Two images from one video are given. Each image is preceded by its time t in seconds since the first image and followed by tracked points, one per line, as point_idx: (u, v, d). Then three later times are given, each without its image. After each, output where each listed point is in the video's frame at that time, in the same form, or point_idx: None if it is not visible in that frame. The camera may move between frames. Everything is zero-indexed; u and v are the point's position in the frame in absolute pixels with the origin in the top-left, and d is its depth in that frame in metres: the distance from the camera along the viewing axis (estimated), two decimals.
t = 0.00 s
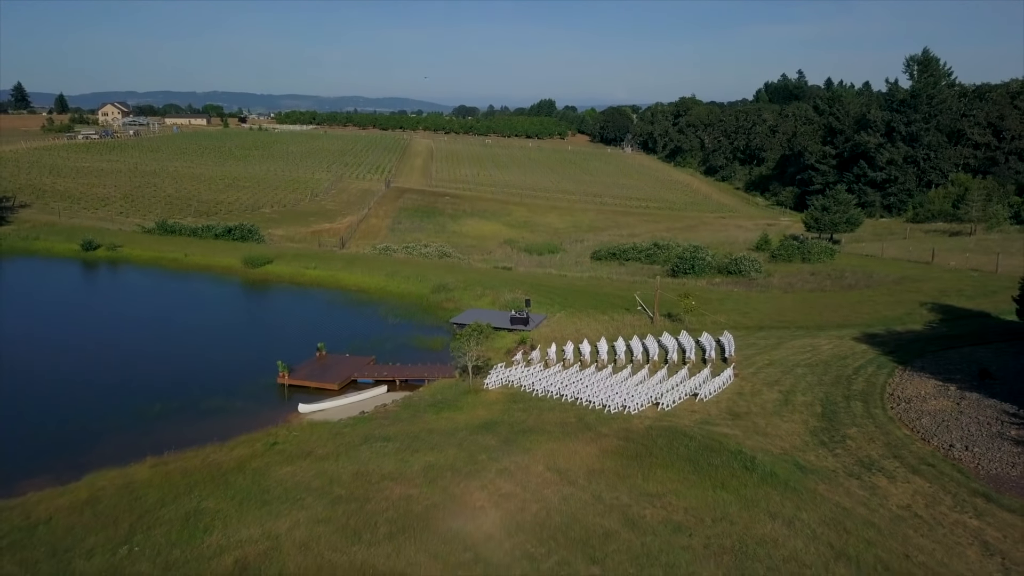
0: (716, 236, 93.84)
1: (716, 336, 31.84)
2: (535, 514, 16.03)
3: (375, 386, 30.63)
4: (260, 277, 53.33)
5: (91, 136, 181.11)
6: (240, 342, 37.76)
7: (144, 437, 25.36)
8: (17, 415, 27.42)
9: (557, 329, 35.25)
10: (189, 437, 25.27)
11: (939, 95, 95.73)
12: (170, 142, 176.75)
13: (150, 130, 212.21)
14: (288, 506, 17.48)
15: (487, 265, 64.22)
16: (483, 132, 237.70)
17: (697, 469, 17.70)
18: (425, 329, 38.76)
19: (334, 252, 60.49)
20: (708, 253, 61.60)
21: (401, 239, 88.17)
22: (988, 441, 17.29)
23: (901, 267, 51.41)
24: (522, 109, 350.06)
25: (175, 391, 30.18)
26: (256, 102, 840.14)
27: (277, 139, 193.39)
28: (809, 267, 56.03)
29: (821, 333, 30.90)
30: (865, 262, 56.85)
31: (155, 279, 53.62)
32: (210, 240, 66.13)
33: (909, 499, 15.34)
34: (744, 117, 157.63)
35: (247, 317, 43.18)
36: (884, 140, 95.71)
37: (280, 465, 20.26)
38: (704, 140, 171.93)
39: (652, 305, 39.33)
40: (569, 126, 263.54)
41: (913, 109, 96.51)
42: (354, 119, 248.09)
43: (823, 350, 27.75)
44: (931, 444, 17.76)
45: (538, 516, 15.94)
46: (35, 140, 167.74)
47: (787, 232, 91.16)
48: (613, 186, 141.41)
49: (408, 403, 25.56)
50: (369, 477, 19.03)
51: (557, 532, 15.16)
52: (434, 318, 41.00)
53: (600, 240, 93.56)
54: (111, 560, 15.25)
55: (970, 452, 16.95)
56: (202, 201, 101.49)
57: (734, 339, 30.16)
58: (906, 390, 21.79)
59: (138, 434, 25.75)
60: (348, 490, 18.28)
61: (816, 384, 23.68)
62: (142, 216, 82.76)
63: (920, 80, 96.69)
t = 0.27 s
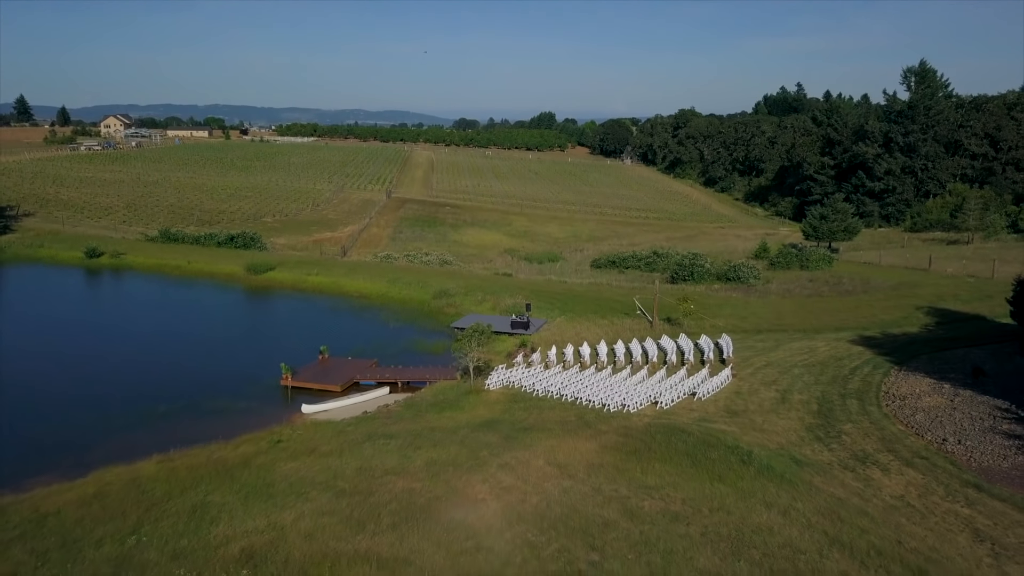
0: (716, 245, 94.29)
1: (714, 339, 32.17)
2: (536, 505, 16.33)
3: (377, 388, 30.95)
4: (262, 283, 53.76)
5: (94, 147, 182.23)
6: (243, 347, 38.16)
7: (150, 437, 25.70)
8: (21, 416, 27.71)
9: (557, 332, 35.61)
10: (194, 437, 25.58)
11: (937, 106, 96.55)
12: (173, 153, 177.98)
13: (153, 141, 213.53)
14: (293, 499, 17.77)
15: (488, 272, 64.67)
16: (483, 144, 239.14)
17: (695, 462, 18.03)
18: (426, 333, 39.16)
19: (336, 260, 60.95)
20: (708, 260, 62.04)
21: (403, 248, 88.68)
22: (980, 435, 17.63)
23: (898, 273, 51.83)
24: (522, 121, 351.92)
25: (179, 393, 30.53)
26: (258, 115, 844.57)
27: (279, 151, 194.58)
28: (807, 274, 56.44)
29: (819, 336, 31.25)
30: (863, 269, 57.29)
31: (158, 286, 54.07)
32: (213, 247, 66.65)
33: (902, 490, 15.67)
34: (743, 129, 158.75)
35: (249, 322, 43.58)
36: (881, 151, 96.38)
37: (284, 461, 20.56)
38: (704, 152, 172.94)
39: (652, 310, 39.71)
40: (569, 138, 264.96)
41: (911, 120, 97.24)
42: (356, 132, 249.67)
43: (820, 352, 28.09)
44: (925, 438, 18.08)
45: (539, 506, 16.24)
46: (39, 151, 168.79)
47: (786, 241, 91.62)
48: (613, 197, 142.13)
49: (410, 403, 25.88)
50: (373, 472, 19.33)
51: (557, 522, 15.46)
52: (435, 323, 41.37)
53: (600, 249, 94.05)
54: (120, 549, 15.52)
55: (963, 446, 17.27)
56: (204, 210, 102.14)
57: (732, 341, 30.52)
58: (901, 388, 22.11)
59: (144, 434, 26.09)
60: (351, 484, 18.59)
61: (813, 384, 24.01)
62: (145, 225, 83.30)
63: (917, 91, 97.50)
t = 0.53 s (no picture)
0: (715, 254, 94.75)
1: (712, 341, 32.53)
2: (536, 496, 16.66)
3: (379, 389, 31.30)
4: (264, 290, 54.19)
5: (96, 158, 183.19)
6: (246, 352, 38.56)
7: (156, 439, 26.06)
8: (24, 420, 28.06)
9: (557, 336, 35.97)
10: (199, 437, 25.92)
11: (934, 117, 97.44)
12: (175, 163, 178.92)
13: (155, 152, 214.67)
14: (297, 493, 18.07)
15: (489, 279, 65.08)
16: (483, 155, 240.37)
17: (693, 456, 18.36)
18: (427, 337, 39.58)
19: (337, 267, 61.41)
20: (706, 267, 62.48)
21: (403, 256, 89.16)
22: (972, 429, 17.96)
23: (895, 279, 52.25)
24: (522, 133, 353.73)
25: (184, 397, 30.94)
26: (259, 126, 847.30)
27: (280, 162, 195.65)
28: (805, 280, 56.88)
29: (816, 338, 31.61)
30: (860, 275, 57.71)
31: (160, 292, 54.48)
32: (215, 255, 67.13)
33: (895, 481, 16.00)
34: (742, 140, 159.74)
35: (251, 327, 44.01)
36: (880, 161, 97.08)
37: (288, 457, 20.88)
38: (703, 162, 173.88)
39: (651, 314, 40.08)
40: (568, 150, 266.30)
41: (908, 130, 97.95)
42: (356, 143, 250.93)
43: (817, 353, 28.44)
44: (918, 432, 18.43)
45: (539, 498, 16.55)
46: (42, 162, 169.63)
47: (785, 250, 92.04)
48: (613, 207, 142.82)
49: (411, 403, 26.22)
50: (375, 467, 19.65)
51: (556, 512, 15.78)
52: (436, 328, 41.75)
53: (600, 257, 94.49)
54: (127, 539, 15.81)
55: (955, 439, 17.62)
56: (206, 219, 102.70)
57: (730, 343, 30.91)
58: (896, 386, 22.45)
59: (149, 436, 26.45)
60: (355, 478, 18.90)
61: (809, 383, 24.37)
62: (148, 233, 83.78)
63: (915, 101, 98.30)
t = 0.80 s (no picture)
0: (714, 262, 95.20)
1: (711, 343, 32.93)
2: (536, 487, 17.02)
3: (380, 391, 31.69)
4: (266, 296, 54.67)
5: (100, 169, 184.25)
6: (249, 355, 39.02)
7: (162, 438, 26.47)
8: (29, 418, 28.52)
9: (557, 339, 36.37)
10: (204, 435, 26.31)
11: (931, 127, 96.84)
12: (177, 174, 179.96)
13: (158, 164, 215.89)
14: (302, 485, 18.42)
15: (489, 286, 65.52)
16: (483, 168, 241.45)
17: (690, 449, 18.75)
18: (429, 341, 40.03)
19: (339, 274, 61.89)
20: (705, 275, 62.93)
21: (404, 265, 89.63)
22: (964, 422, 18.31)
23: (892, 285, 52.68)
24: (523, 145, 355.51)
25: (189, 398, 31.40)
26: (261, 139, 851.23)
27: (282, 173, 196.76)
28: (803, 287, 57.28)
29: (812, 340, 31.99)
30: (858, 282, 58.12)
31: (164, 298, 54.98)
32: (218, 262, 67.66)
33: (887, 471, 16.37)
34: (741, 151, 160.69)
35: (255, 331, 44.49)
36: (877, 171, 97.61)
37: (293, 452, 21.25)
38: (702, 174, 174.76)
39: (650, 318, 40.48)
40: (569, 162, 267.38)
41: (906, 141, 98.02)
42: (357, 155, 252.24)
43: (814, 354, 28.82)
44: (911, 426, 18.78)
45: (539, 488, 16.90)
46: (46, 173, 170.67)
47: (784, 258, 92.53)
48: (613, 218, 143.53)
49: (413, 402, 26.58)
50: (379, 461, 20.00)
51: (555, 501, 16.12)
52: (437, 332, 42.13)
53: (599, 266, 94.99)
54: (137, 527, 16.16)
55: (946, 432, 17.97)
56: (209, 228, 103.34)
57: (727, 345, 31.32)
58: (890, 383, 22.82)
59: (156, 435, 26.89)
60: (359, 471, 19.26)
61: (805, 381, 24.76)
62: (150, 242, 84.35)
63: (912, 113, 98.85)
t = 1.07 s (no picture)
0: (713, 270, 95.61)
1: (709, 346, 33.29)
2: (536, 480, 17.34)
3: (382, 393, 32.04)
4: (268, 302, 55.07)
5: (102, 180, 184.96)
6: (252, 360, 39.40)
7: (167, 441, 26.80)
8: (35, 422, 28.94)
9: (557, 342, 36.72)
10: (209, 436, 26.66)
11: (929, 138, 98.14)
12: (179, 185, 180.77)
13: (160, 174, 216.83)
14: (305, 479, 18.72)
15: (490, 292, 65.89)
16: (483, 179, 242.67)
17: (688, 444, 19.08)
18: (430, 345, 40.42)
19: (341, 281, 62.30)
20: (705, 281, 63.32)
21: (405, 272, 90.03)
22: (956, 416, 18.66)
23: (890, 291, 53.03)
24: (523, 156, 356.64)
25: (193, 402, 31.75)
26: (262, 150, 854.45)
27: (283, 184, 197.63)
28: (802, 293, 57.69)
29: (810, 343, 32.36)
30: (856, 288, 58.50)
31: (167, 305, 55.34)
32: (221, 270, 68.10)
33: (880, 463, 16.69)
34: (740, 161, 161.60)
35: (257, 337, 44.81)
36: (875, 181, 98.20)
37: (297, 449, 21.57)
38: (701, 185, 175.55)
39: (649, 322, 40.87)
40: (568, 173, 268.64)
41: (904, 151, 98.97)
42: (359, 167, 253.27)
43: (811, 355, 29.13)
44: (904, 421, 19.13)
45: (539, 481, 17.22)
46: (48, 183, 171.51)
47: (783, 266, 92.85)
48: (613, 228, 144.14)
49: (415, 403, 26.91)
50: (381, 457, 20.32)
51: (555, 492, 16.41)
52: (438, 337, 42.49)
53: (599, 275, 95.39)
54: (144, 519, 16.45)
55: (939, 426, 18.31)
56: (210, 236, 103.80)
57: (725, 348, 31.65)
58: (885, 382, 23.14)
59: (160, 438, 27.16)
60: (361, 466, 19.58)
61: (802, 380, 25.11)
62: (152, 249, 84.76)
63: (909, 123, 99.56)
